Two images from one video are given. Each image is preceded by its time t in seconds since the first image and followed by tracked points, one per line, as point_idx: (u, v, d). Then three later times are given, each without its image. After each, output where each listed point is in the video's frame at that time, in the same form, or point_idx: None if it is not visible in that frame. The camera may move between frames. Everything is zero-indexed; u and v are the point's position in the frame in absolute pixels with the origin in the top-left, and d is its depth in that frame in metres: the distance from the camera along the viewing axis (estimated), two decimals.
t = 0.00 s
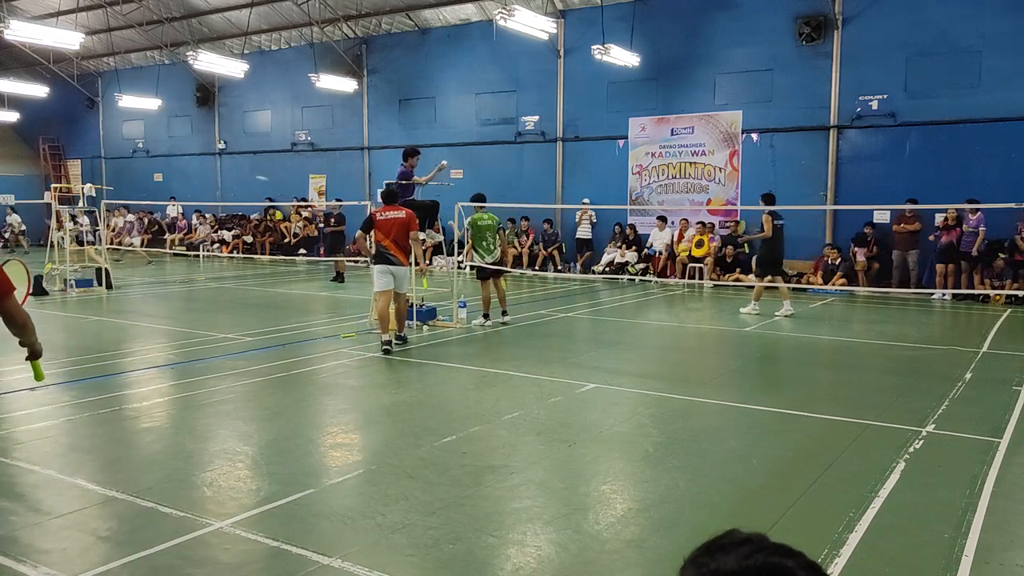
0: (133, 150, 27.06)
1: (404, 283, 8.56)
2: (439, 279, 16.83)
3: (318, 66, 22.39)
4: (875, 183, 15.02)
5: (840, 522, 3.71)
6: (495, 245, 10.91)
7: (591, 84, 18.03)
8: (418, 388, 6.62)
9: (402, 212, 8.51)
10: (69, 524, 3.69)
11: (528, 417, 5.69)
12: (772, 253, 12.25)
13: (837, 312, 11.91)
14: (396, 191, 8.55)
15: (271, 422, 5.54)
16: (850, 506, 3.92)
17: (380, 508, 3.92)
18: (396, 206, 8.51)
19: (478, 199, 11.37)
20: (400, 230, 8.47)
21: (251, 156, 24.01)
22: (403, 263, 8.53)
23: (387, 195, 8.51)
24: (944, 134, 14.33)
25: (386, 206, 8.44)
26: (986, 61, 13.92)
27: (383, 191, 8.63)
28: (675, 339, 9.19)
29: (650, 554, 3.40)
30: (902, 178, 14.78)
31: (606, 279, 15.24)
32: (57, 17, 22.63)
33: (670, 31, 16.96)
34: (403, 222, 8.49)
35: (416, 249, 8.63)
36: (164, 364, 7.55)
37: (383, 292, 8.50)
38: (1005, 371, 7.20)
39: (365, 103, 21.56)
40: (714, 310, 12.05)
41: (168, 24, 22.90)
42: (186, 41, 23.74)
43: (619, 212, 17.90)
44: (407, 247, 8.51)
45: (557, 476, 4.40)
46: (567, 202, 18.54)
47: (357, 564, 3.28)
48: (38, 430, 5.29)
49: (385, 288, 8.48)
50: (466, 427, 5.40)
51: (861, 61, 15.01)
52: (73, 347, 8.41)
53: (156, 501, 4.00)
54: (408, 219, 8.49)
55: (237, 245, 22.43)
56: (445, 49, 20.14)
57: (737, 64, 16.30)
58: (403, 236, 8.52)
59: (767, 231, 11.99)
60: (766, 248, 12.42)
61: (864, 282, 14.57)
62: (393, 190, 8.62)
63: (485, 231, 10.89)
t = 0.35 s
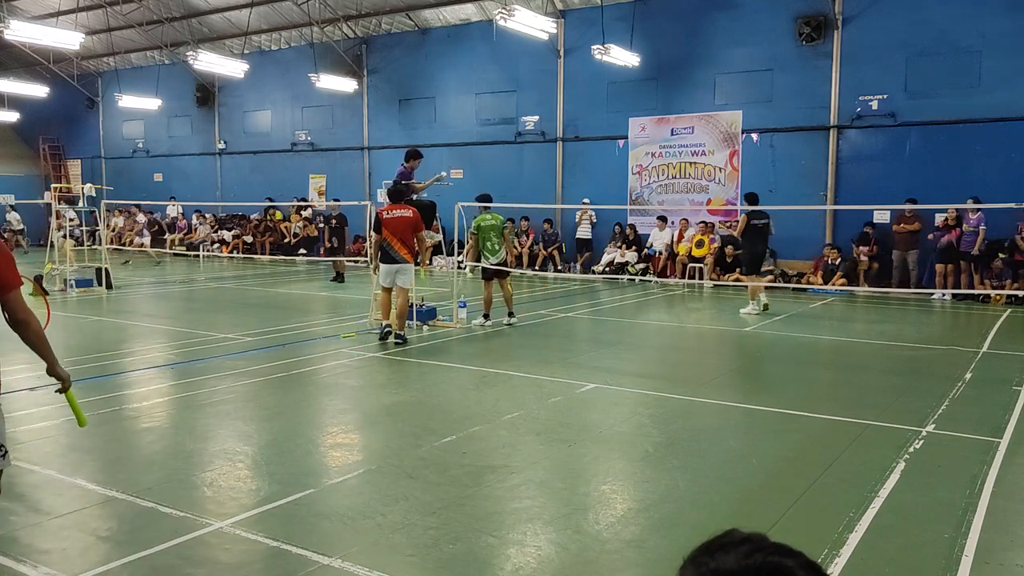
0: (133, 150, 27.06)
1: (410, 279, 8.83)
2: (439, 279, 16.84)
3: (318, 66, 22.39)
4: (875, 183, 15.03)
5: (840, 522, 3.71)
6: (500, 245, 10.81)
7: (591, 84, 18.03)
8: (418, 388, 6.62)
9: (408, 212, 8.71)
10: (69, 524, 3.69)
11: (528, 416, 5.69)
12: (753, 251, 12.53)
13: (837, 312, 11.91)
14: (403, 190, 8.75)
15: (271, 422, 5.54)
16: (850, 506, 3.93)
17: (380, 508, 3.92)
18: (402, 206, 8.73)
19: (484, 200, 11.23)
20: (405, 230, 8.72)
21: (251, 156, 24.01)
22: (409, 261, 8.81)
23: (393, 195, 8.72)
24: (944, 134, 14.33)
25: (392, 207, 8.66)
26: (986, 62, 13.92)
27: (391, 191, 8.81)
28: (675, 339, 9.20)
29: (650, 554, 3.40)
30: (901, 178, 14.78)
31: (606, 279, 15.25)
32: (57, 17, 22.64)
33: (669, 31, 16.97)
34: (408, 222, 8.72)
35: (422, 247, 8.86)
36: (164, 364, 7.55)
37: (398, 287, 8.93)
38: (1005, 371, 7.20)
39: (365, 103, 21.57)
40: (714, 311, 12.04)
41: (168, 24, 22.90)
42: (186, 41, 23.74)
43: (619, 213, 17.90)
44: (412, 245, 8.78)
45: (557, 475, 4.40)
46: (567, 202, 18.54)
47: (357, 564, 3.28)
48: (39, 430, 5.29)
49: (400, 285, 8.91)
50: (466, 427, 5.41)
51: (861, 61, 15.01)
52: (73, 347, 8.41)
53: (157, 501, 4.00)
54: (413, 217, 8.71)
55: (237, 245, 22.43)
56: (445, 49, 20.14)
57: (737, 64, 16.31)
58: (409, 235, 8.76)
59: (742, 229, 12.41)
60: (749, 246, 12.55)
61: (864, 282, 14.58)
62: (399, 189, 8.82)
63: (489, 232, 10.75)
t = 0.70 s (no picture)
0: (133, 150, 27.07)
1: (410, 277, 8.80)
2: (439, 279, 16.85)
3: (318, 66, 22.39)
4: (875, 183, 15.03)
5: (840, 522, 3.71)
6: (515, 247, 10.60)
7: (591, 84, 18.03)
8: (418, 388, 6.63)
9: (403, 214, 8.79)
10: (69, 525, 3.69)
11: (528, 416, 5.69)
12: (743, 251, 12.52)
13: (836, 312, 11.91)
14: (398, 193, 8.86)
15: (271, 422, 5.54)
16: (850, 506, 3.92)
17: (380, 509, 3.91)
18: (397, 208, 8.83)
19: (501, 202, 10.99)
20: (401, 231, 8.78)
21: (251, 156, 24.01)
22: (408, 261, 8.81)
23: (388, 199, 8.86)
24: (944, 134, 14.33)
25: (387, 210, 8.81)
26: (986, 62, 13.92)
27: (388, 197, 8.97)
28: (675, 339, 9.20)
29: (650, 554, 3.40)
30: (901, 178, 14.78)
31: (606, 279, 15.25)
32: (57, 17, 22.63)
33: (669, 31, 16.96)
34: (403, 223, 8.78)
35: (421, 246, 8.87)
36: (164, 364, 7.55)
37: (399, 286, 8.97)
38: (1005, 371, 7.20)
39: (365, 103, 21.57)
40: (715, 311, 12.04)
41: (168, 24, 22.89)
42: (186, 41, 23.74)
43: (619, 212, 17.90)
44: (409, 244, 8.79)
45: (556, 475, 4.40)
46: (567, 202, 18.54)
47: (357, 564, 3.28)
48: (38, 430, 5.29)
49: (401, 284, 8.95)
50: (466, 427, 5.41)
51: (861, 61, 15.02)
52: (73, 347, 8.42)
53: (157, 501, 4.00)
54: (408, 217, 8.76)
55: (237, 245, 22.44)
56: (445, 49, 20.13)
57: (737, 64, 16.31)
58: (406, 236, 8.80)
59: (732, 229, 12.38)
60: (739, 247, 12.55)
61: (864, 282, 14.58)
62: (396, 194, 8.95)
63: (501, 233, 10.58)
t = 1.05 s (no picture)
0: (133, 150, 27.07)
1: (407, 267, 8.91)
2: (439, 279, 16.85)
3: (318, 66, 22.39)
4: (875, 183, 15.03)
5: (840, 522, 3.71)
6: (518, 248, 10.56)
7: (591, 84, 18.03)
8: (419, 388, 6.63)
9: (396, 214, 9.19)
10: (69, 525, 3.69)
11: (528, 416, 5.69)
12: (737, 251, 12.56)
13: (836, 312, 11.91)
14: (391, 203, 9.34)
15: (270, 422, 5.54)
16: (850, 506, 3.92)
17: (380, 508, 3.92)
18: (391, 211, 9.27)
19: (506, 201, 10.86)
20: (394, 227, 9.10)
21: (251, 156, 24.01)
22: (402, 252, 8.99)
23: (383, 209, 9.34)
24: (944, 134, 14.33)
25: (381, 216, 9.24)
26: (986, 62, 13.92)
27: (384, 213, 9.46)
28: (675, 339, 9.20)
29: (649, 554, 3.40)
30: (901, 178, 14.78)
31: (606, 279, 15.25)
32: (57, 17, 22.63)
33: (670, 31, 16.96)
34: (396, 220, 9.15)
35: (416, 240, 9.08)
36: (164, 364, 7.55)
37: (399, 280, 9.06)
38: (1006, 371, 7.19)
39: (365, 103, 21.57)
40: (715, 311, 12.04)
41: (168, 24, 22.89)
42: (186, 41, 23.74)
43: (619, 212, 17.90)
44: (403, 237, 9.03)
45: (556, 476, 4.40)
46: (567, 202, 18.54)
47: (357, 564, 3.28)
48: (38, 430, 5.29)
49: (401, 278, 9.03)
50: (466, 427, 5.41)
51: (861, 61, 15.02)
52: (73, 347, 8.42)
53: (157, 501, 3.99)
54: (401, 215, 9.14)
55: (237, 245, 22.44)
56: (445, 49, 20.13)
57: (737, 64, 16.30)
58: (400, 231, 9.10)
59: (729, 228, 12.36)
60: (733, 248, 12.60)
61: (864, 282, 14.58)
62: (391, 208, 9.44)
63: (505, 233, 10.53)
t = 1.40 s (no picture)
0: (133, 150, 27.07)
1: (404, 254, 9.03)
2: (439, 279, 16.85)
3: (318, 66, 22.39)
4: (875, 183, 15.03)
5: (840, 522, 3.71)
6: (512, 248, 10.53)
7: (591, 84, 18.03)
8: (419, 388, 6.63)
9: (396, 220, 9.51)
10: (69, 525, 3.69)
11: (528, 416, 5.69)
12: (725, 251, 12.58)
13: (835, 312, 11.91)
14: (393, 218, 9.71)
15: (270, 422, 5.53)
16: (850, 506, 3.92)
17: (380, 508, 3.91)
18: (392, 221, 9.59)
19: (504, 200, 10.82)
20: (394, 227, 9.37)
21: (251, 156, 24.01)
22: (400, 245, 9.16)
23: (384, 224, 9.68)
24: (944, 134, 14.33)
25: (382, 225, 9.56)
26: (986, 62, 13.92)
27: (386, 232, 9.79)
28: (675, 339, 9.20)
29: (650, 555, 3.40)
30: (901, 178, 14.78)
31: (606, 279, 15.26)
32: (57, 17, 22.62)
33: (670, 31, 16.96)
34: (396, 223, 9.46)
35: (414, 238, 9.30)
36: (164, 364, 7.54)
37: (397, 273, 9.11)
38: (1006, 372, 7.19)
39: (365, 103, 21.57)
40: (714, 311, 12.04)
41: (168, 24, 22.89)
42: (186, 41, 23.74)
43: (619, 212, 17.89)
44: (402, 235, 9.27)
45: (556, 476, 4.40)
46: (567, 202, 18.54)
47: (357, 564, 3.28)
48: (38, 430, 5.28)
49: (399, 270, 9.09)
50: (466, 427, 5.41)
51: (861, 61, 15.02)
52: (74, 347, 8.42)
53: (157, 501, 3.99)
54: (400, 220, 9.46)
55: (237, 245, 22.45)
56: (445, 49, 20.13)
57: (737, 64, 16.30)
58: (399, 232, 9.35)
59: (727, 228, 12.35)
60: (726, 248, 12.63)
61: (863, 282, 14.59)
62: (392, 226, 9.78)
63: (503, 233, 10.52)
